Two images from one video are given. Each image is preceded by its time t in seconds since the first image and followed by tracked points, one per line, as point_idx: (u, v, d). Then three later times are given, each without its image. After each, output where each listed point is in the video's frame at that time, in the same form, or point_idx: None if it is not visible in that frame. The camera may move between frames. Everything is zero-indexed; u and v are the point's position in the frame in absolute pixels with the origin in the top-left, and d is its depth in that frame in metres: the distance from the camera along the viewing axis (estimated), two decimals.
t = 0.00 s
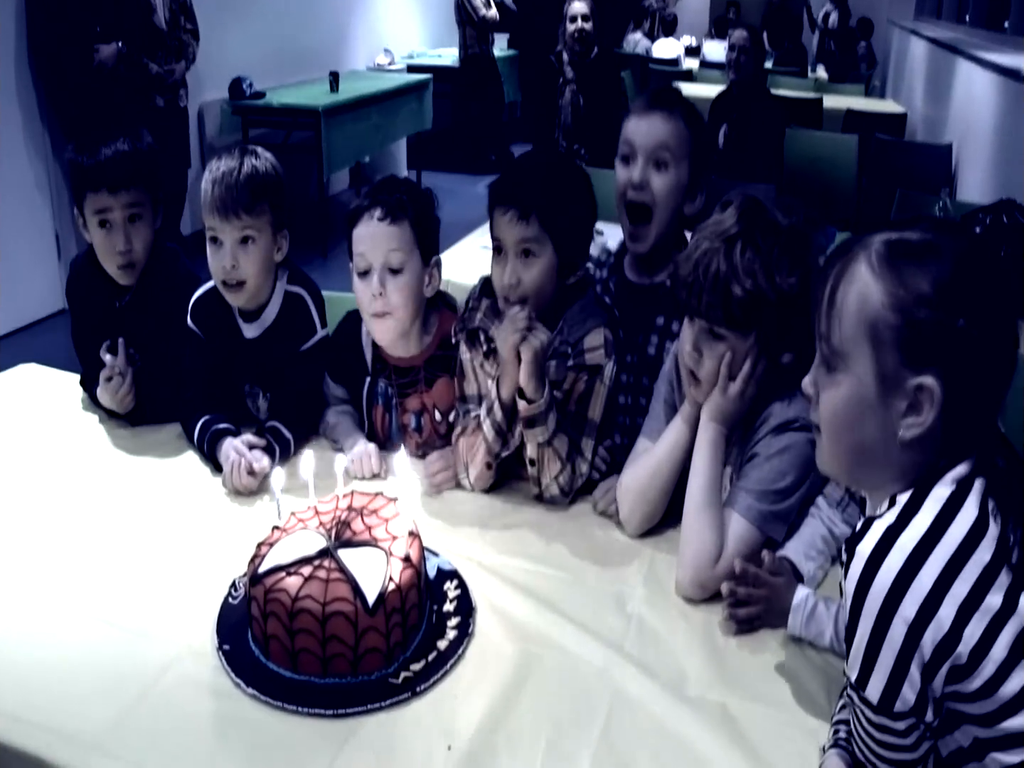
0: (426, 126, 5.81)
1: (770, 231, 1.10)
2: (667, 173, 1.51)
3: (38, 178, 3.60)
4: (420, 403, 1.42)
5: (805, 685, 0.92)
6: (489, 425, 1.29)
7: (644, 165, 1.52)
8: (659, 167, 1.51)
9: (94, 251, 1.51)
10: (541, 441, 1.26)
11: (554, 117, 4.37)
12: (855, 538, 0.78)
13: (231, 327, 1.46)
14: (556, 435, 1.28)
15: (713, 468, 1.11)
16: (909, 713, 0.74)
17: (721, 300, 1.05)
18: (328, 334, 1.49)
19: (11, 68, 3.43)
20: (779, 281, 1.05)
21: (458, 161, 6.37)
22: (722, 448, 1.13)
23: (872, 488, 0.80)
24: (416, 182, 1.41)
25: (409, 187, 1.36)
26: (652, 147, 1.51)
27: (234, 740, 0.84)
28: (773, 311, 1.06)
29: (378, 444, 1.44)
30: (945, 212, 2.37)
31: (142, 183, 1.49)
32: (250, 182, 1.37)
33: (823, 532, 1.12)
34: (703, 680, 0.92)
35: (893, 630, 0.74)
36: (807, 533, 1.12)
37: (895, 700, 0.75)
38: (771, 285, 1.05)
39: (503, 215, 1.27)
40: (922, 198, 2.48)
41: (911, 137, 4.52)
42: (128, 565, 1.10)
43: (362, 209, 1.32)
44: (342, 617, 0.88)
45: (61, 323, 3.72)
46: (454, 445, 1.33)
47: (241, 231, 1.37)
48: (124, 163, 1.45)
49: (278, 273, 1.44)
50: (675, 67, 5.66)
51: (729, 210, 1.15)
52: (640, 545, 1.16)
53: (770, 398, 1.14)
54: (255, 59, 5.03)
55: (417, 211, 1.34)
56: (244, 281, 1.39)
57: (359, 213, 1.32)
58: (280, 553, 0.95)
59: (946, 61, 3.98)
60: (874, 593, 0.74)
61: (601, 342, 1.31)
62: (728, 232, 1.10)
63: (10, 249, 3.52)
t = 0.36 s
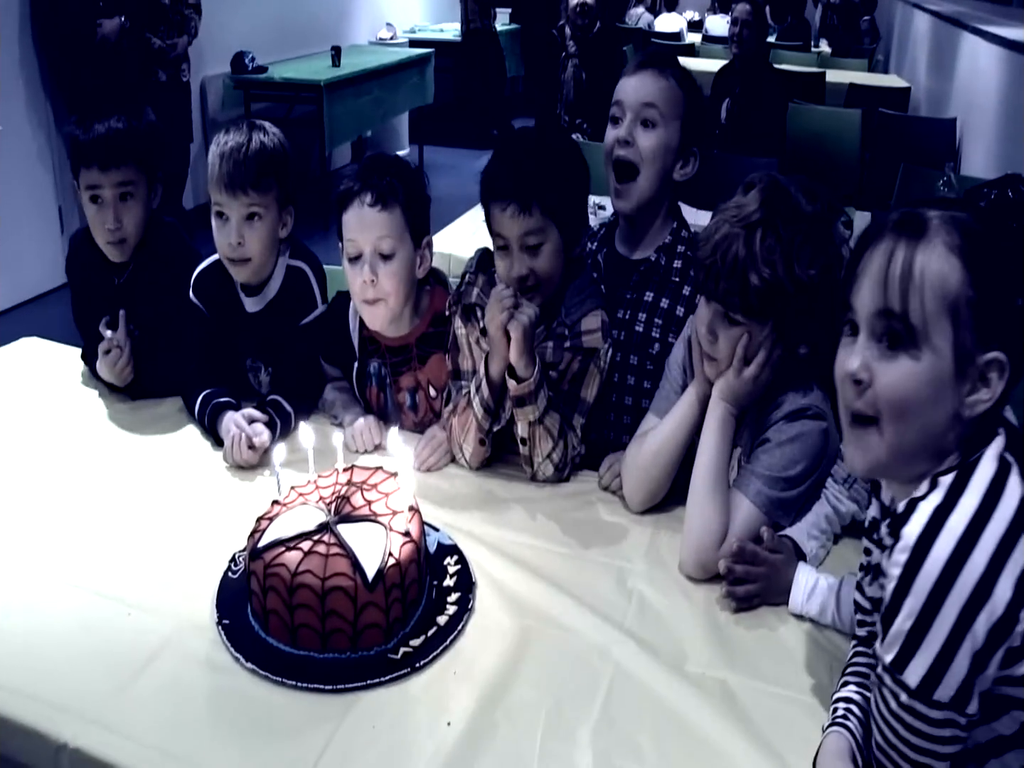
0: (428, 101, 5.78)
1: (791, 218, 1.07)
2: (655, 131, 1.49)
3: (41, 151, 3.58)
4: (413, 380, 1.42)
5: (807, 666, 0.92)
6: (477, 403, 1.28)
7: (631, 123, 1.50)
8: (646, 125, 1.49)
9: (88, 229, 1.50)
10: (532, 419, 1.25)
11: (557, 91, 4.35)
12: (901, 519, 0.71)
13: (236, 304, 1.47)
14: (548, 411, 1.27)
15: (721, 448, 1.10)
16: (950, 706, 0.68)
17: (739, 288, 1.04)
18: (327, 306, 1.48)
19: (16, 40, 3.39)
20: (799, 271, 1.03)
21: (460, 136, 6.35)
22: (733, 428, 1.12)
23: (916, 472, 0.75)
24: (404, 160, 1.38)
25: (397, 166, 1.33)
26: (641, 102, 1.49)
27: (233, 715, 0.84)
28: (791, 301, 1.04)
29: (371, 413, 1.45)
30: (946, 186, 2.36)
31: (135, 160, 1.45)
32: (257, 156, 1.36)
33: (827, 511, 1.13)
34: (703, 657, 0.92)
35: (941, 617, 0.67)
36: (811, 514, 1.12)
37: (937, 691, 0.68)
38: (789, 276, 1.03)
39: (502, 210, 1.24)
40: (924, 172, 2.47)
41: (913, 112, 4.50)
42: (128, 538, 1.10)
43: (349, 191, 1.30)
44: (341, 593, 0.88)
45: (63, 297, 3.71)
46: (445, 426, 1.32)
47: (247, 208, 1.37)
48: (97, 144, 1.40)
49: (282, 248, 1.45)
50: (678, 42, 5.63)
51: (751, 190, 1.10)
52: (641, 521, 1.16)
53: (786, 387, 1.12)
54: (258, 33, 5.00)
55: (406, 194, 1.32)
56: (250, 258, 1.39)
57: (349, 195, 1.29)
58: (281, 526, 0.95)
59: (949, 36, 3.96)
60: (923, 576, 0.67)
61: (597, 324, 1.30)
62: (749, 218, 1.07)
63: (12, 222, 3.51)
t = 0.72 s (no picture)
0: (425, 95, 5.77)
1: (783, 211, 1.07)
2: (648, 147, 1.44)
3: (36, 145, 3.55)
4: (410, 377, 1.43)
5: (805, 660, 0.92)
6: (471, 398, 1.28)
7: (623, 139, 1.45)
8: (640, 138, 1.45)
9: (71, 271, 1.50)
10: (528, 415, 1.25)
11: (555, 86, 4.34)
12: (944, 518, 0.71)
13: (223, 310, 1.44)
14: (543, 407, 1.27)
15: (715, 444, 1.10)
16: (973, 704, 0.68)
17: (731, 282, 1.04)
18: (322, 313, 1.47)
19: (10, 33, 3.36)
20: (790, 265, 1.03)
21: (457, 131, 6.35)
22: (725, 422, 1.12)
23: (953, 470, 0.77)
24: (401, 155, 1.38)
25: (394, 163, 1.33)
26: (632, 117, 1.44)
27: (230, 711, 0.83)
28: (780, 296, 1.05)
29: (366, 408, 1.46)
30: (942, 183, 2.36)
31: (103, 192, 1.40)
32: (247, 154, 1.34)
33: (821, 504, 1.13)
34: (700, 652, 0.92)
35: (978, 615, 0.67)
36: (806, 508, 1.12)
37: (965, 685, 0.68)
38: (781, 268, 1.04)
39: (495, 194, 1.23)
40: (922, 168, 2.47)
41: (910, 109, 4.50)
42: (123, 534, 1.10)
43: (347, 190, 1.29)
44: (338, 588, 0.87)
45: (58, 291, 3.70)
46: (442, 420, 1.32)
47: (235, 209, 1.34)
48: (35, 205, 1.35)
49: (271, 251, 1.41)
50: (675, 38, 5.63)
51: (743, 184, 1.11)
52: (636, 517, 1.16)
53: (778, 381, 1.12)
54: (256, 28, 4.99)
55: (405, 192, 1.31)
56: (235, 261, 1.37)
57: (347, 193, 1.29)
58: (278, 521, 0.95)
59: (945, 33, 3.95)
60: (966, 571, 0.68)
61: (591, 318, 1.30)
62: (740, 211, 1.07)
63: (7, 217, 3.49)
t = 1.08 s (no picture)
0: (416, 104, 5.79)
1: (768, 179, 1.09)
2: (638, 142, 1.47)
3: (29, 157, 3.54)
4: (404, 384, 1.44)
5: (799, 661, 0.92)
6: (463, 406, 1.29)
7: (615, 135, 1.47)
8: (630, 135, 1.47)
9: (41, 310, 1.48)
10: (521, 421, 1.25)
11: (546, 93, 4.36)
12: (955, 526, 0.71)
13: (208, 345, 1.43)
14: (536, 414, 1.27)
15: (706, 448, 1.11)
16: (977, 709, 0.68)
17: (720, 242, 1.05)
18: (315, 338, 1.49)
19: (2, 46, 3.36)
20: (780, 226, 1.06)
21: (448, 140, 6.36)
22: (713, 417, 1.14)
23: (965, 481, 0.75)
24: (392, 167, 1.39)
25: (387, 176, 1.34)
26: (624, 112, 1.46)
27: (225, 718, 0.84)
28: (772, 254, 1.06)
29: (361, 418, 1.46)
30: (930, 186, 2.37)
31: (71, 226, 1.38)
32: (224, 189, 1.30)
33: (813, 505, 1.14)
34: (693, 654, 0.93)
35: (987, 621, 0.67)
36: (798, 509, 1.13)
37: (969, 690, 0.68)
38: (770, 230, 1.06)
39: (486, 206, 1.24)
40: (911, 171, 2.48)
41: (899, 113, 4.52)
42: (116, 545, 1.10)
43: (340, 205, 1.29)
44: (333, 594, 0.88)
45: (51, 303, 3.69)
46: (434, 429, 1.33)
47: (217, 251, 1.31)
48: (3, 258, 1.31)
49: (255, 281, 1.40)
50: (664, 44, 5.64)
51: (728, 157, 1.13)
52: (628, 521, 1.17)
53: (771, 357, 1.13)
54: (246, 38, 4.99)
55: (397, 203, 1.32)
56: (221, 301, 1.35)
57: (340, 206, 1.29)
58: (273, 529, 0.95)
59: (932, 37, 3.98)
60: (979, 578, 0.67)
61: (583, 325, 1.31)
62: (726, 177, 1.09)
63: None
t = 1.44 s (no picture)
0: (409, 111, 5.80)
1: (770, 133, 1.16)
2: (626, 162, 1.47)
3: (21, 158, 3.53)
4: (390, 388, 1.45)
5: (774, 667, 0.94)
6: (450, 410, 1.31)
7: (602, 156, 1.48)
8: (618, 155, 1.48)
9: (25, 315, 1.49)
10: (507, 425, 1.27)
11: (538, 103, 4.37)
12: (932, 545, 0.73)
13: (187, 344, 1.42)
14: (522, 419, 1.29)
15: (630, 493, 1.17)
16: (945, 722, 0.69)
17: (734, 191, 1.12)
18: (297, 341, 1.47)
19: None
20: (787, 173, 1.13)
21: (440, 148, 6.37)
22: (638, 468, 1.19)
23: (941, 508, 0.76)
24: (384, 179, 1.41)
25: (378, 189, 1.34)
26: (610, 133, 1.47)
27: (209, 714, 0.85)
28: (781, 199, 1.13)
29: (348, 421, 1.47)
30: (918, 202, 2.39)
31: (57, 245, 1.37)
32: (193, 182, 1.24)
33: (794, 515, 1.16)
34: (671, 659, 0.94)
35: (960, 637, 0.69)
36: (780, 518, 1.15)
37: (940, 702, 0.70)
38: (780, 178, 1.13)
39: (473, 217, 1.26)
40: (898, 186, 2.51)
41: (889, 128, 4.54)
42: (103, 544, 1.11)
43: (332, 217, 1.31)
44: (317, 594, 0.89)
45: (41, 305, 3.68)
46: (420, 432, 1.34)
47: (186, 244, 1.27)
48: None
49: (232, 275, 1.38)
50: (657, 55, 5.67)
51: (728, 120, 1.21)
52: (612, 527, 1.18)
53: (783, 300, 1.19)
54: (239, 43, 5.00)
55: (389, 217, 1.34)
56: (188, 293, 1.32)
57: (331, 220, 1.30)
58: (258, 529, 0.97)
59: (923, 53, 4.01)
60: (952, 597, 0.69)
61: (568, 332, 1.33)
62: (731, 136, 1.16)
63: None
